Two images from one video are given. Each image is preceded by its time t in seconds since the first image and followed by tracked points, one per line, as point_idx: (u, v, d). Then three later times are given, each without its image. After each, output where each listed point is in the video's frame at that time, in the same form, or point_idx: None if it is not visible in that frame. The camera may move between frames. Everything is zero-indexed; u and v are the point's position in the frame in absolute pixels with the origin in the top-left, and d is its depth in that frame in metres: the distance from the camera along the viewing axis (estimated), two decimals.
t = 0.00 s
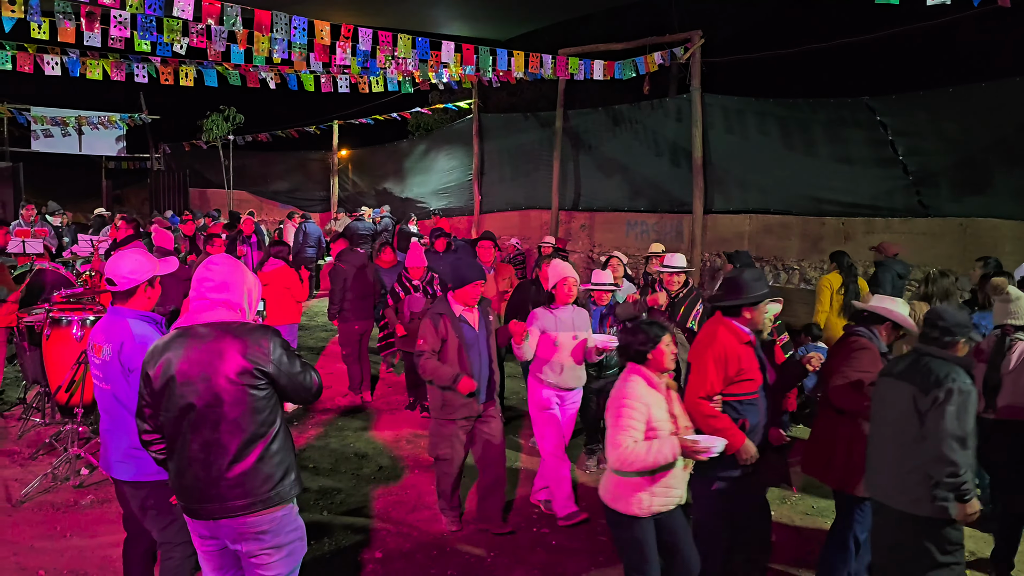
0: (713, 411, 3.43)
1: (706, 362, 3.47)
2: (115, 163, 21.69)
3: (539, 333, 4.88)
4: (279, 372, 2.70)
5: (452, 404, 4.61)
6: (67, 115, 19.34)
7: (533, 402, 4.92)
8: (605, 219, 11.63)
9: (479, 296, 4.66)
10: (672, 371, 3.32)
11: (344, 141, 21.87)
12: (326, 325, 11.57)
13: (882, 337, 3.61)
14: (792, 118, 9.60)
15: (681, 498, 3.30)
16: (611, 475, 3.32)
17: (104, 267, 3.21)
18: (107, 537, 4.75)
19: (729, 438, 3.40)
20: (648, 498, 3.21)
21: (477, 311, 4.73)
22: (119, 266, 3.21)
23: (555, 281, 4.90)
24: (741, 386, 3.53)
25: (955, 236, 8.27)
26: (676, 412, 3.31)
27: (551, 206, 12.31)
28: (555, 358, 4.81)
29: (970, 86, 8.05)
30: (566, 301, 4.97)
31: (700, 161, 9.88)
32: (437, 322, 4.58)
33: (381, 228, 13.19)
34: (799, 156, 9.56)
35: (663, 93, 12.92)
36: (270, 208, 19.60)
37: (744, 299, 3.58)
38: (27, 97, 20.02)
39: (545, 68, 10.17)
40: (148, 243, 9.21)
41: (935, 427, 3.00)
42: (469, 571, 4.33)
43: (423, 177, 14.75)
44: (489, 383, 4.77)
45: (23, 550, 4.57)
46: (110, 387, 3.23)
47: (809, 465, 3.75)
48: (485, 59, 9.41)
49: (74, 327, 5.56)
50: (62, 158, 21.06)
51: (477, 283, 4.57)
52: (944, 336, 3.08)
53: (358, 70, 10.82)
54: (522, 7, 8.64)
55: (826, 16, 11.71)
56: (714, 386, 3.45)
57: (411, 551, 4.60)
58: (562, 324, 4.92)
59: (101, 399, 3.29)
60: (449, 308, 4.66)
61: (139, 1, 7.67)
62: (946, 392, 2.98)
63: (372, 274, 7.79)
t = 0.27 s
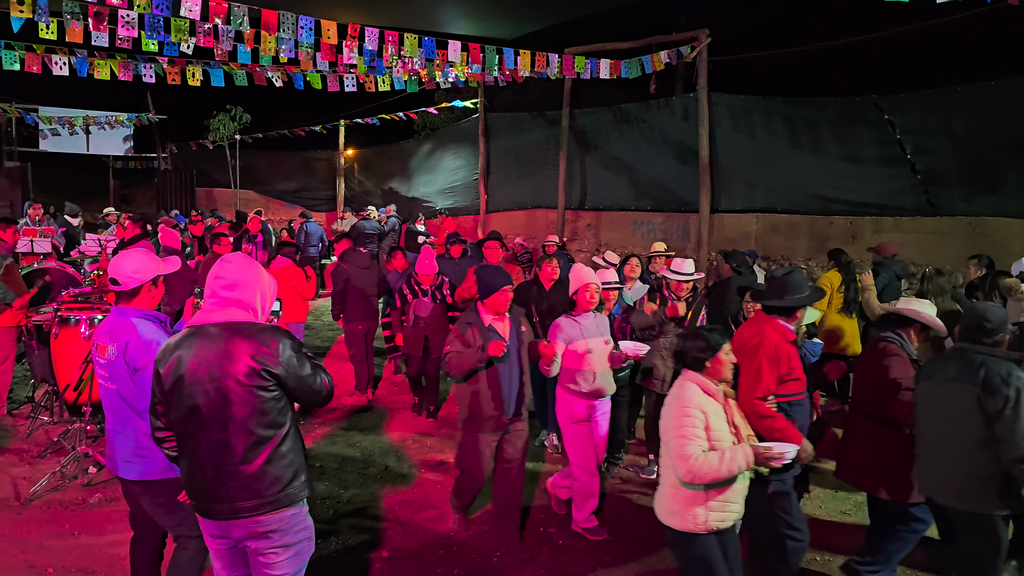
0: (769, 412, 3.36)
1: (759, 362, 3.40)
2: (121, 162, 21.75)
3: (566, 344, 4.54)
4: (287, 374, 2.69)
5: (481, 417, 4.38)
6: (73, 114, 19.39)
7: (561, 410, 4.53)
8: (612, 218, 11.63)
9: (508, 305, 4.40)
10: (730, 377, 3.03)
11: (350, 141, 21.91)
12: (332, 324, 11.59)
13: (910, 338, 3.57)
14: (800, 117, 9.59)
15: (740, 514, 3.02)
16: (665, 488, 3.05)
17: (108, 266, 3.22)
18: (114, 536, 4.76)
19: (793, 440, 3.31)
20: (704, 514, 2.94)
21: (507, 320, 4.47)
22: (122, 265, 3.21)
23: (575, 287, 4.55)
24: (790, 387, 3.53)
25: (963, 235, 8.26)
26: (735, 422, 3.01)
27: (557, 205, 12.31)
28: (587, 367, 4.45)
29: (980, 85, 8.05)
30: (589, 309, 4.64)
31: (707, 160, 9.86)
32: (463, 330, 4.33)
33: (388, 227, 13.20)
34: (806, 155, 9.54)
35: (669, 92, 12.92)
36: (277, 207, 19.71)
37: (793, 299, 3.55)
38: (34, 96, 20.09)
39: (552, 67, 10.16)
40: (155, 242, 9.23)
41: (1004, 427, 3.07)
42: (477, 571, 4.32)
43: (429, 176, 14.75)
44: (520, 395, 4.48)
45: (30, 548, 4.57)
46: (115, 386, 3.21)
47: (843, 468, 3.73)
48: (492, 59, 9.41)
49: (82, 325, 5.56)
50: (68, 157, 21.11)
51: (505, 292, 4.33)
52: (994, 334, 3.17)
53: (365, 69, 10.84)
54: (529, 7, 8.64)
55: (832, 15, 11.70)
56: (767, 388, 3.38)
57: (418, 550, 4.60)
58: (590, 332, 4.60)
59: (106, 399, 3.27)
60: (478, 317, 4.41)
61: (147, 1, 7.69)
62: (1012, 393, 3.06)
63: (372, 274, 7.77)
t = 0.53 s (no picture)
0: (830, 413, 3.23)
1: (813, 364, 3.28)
2: (128, 163, 21.83)
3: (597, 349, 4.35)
4: (294, 376, 2.67)
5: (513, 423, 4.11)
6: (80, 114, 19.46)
7: (583, 414, 4.50)
8: (618, 218, 11.61)
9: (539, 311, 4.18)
10: (792, 377, 2.79)
11: (356, 141, 21.95)
12: (337, 324, 11.60)
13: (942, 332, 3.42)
14: (806, 117, 9.58)
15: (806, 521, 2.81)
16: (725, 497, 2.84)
17: (114, 266, 3.22)
18: (121, 535, 4.77)
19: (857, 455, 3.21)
20: (771, 524, 2.73)
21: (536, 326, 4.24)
22: (128, 265, 3.22)
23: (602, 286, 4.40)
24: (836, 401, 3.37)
25: (971, 235, 8.23)
26: (801, 424, 2.78)
27: (563, 205, 12.31)
28: (612, 369, 4.31)
29: (988, 84, 8.05)
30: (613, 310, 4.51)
31: (714, 160, 9.84)
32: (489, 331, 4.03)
33: (394, 227, 13.22)
34: (813, 154, 9.52)
35: (675, 92, 12.91)
36: (283, 206, 19.79)
37: (830, 308, 3.50)
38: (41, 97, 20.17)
39: (558, 67, 10.16)
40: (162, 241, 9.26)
41: None
42: (484, 571, 4.31)
43: (434, 175, 14.75)
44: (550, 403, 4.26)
45: (38, 547, 4.59)
46: (121, 386, 3.21)
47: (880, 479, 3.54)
48: (498, 58, 9.41)
49: (90, 325, 5.58)
50: (75, 158, 21.19)
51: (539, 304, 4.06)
52: None
53: (371, 69, 10.86)
54: (535, 6, 8.64)
55: (839, 15, 11.68)
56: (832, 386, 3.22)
57: (425, 550, 4.59)
58: (617, 334, 4.47)
59: (113, 399, 3.26)
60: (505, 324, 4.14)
61: (154, 1, 7.72)
62: None
63: (376, 274, 7.75)
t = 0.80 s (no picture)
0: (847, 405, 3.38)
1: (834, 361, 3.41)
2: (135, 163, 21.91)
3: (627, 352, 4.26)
4: (297, 379, 2.64)
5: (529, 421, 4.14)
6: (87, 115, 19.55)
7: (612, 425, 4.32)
8: (623, 218, 11.60)
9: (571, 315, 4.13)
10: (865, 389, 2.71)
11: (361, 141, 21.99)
12: (343, 324, 11.62)
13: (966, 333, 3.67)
14: (812, 117, 9.54)
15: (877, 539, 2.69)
16: (802, 516, 2.66)
17: (122, 264, 3.18)
18: (128, 534, 4.79)
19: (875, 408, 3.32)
20: (851, 542, 2.59)
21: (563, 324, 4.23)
22: (137, 264, 3.19)
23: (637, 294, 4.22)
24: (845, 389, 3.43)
25: (978, 235, 8.18)
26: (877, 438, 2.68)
27: (568, 205, 12.30)
28: (645, 377, 4.18)
29: (995, 84, 8.00)
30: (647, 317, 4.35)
31: (719, 160, 9.82)
32: (524, 320, 4.00)
33: (399, 227, 13.23)
34: (819, 154, 9.48)
35: (681, 91, 12.88)
36: (289, 207, 19.87)
37: (837, 305, 3.58)
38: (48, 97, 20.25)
39: (563, 67, 10.16)
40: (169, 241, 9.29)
41: None
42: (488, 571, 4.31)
43: (440, 176, 14.76)
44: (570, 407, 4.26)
45: (44, 545, 4.61)
46: (126, 385, 3.22)
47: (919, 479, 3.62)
48: (503, 58, 9.41)
49: (96, 325, 5.60)
50: (82, 158, 21.30)
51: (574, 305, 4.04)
52: None
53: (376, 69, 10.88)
54: (541, 6, 8.64)
55: (846, 14, 11.62)
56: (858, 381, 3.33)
57: (429, 550, 4.60)
58: (649, 340, 4.32)
59: (117, 399, 3.27)
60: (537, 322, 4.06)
61: (160, 2, 7.73)
62: None
63: (381, 275, 7.77)
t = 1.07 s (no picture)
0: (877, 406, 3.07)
1: (862, 359, 3.11)
2: (142, 163, 22.00)
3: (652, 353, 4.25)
4: (296, 382, 2.63)
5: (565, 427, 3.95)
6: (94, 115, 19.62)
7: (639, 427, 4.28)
8: (629, 219, 11.58)
9: (609, 319, 4.03)
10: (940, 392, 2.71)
11: (367, 142, 22.04)
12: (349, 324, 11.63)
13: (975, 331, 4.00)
14: (819, 117, 9.52)
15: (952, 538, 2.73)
16: (894, 526, 2.62)
17: (128, 261, 3.28)
18: (135, 533, 4.80)
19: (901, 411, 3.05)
20: (940, 546, 2.59)
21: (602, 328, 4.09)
22: (143, 260, 3.28)
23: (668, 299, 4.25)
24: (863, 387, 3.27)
25: (986, 236, 8.14)
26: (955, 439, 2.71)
27: (574, 206, 12.29)
28: (669, 379, 4.23)
29: (1003, 84, 7.97)
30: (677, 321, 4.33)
31: (725, 160, 9.80)
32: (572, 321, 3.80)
33: (404, 227, 13.25)
34: (826, 155, 9.46)
35: (687, 92, 12.86)
36: (295, 207, 19.95)
37: (860, 301, 3.31)
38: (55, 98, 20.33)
39: (569, 67, 10.16)
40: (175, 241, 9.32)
41: None
42: (493, 572, 4.30)
43: (445, 176, 14.77)
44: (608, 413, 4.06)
45: (51, 544, 4.63)
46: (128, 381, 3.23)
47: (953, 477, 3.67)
48: (509, 59, 9.41)
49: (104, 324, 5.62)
50: (89, 158, 21.38)
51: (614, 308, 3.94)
52: None
53: (383, 70, 10.89)
54: (548, 7, 8.63)
55: (853, 14, 11.59)
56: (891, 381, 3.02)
57: (435, 549, 4.60)
58: (677, 344, 4.35)
59: (116, 397, 3.27)
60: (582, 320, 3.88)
61: (167, 2, 7.75)
62: None
63: (387, 275, 7.79)
